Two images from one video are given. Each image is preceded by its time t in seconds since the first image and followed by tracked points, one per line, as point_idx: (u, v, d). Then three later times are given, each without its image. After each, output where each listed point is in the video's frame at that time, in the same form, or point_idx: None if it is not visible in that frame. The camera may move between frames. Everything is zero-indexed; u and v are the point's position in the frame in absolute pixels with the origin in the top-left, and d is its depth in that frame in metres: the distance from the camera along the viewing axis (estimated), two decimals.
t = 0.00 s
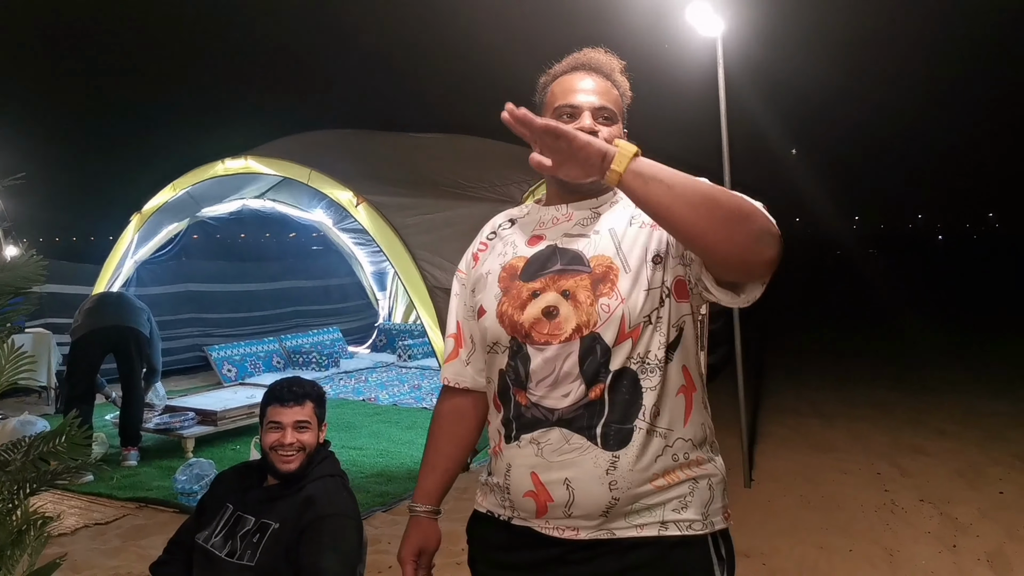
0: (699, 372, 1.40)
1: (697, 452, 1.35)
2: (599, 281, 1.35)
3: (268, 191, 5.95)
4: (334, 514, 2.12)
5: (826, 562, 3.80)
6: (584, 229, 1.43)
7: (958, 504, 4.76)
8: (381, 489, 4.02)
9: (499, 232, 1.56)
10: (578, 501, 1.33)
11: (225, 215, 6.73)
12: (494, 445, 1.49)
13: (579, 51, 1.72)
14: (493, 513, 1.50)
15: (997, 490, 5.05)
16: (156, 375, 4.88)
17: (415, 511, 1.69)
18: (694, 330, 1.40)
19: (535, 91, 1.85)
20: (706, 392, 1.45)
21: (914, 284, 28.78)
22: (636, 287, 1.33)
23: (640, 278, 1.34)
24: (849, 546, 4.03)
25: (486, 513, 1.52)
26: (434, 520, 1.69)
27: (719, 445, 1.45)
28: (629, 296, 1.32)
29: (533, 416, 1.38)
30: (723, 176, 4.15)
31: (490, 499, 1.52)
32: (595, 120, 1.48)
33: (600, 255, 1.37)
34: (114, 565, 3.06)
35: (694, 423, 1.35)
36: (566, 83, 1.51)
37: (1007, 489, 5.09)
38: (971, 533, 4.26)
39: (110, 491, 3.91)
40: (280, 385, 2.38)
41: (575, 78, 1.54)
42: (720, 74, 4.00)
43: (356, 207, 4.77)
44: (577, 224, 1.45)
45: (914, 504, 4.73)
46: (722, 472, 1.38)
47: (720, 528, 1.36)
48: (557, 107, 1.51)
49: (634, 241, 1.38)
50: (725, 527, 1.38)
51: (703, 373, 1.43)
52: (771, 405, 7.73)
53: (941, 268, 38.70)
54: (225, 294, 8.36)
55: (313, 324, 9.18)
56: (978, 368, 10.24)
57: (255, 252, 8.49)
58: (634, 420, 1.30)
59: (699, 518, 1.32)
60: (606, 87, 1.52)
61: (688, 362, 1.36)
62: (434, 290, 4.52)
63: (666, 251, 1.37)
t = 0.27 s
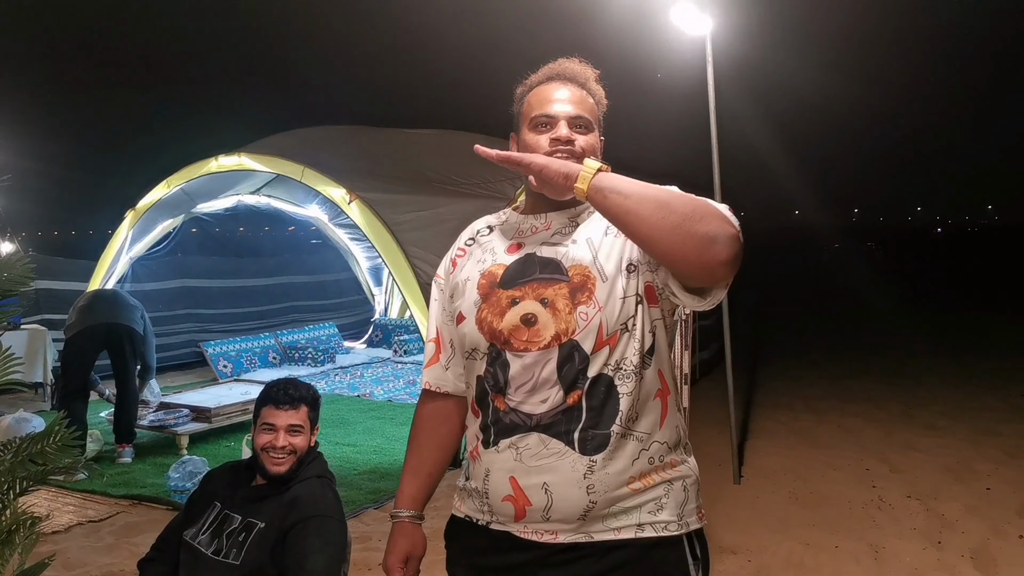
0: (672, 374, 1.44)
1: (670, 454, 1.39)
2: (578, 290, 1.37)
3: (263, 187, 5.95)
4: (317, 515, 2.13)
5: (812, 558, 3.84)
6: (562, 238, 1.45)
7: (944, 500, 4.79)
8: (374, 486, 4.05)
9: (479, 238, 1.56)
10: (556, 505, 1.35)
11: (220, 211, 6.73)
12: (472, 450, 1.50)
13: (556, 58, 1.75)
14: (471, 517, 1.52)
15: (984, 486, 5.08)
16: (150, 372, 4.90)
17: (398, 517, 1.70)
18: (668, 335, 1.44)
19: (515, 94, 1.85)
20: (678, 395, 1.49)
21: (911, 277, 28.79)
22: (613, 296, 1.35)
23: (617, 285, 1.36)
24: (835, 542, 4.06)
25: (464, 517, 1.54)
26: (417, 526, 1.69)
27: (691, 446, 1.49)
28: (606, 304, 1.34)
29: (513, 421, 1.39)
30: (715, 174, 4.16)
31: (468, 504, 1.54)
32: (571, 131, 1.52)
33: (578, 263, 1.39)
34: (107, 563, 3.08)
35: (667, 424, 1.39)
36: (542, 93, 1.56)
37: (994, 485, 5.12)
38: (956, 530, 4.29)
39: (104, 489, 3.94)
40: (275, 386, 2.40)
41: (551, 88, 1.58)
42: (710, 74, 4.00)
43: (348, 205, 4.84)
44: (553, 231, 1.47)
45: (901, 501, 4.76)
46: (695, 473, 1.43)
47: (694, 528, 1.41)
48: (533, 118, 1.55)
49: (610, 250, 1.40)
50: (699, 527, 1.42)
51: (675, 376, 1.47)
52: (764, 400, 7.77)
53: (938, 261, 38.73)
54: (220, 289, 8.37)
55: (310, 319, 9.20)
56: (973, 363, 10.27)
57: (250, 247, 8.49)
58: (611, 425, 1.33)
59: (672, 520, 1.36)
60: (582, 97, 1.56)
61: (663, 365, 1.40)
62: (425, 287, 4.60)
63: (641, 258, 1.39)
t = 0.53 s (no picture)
0: (663, 378, 1.47)
1: (662, 457, 1.41)
2: (569, 297, 1.40)
3: (272, 188, 6.01)
4: (320, 513, 2.16)
5: (811, 559, 3.84)
6: (555, 246, 1.48)
7: (947, 502, 4.77)
8: (380, 486, 4.09)
9: (476, 244, 1.60)
10: (547, 506, 1.38)
11: (229, 212, 6.80)
12: (467, 453, 1.54)
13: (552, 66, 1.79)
14: (466, 516, 1.55)
15: (988, 489, 5.05)
16: (160, 372, 4.96)
17: (400, 513, 1.76)
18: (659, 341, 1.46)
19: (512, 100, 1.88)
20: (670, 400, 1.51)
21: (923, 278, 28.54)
22: (603, 303, 1.38)
23: (607, 293, 1.39)
24: (835, 544, 4.06)
25: (461, 517, 1.57)
26: (417, 522, 1.75)
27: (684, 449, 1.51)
28: (597, 312, 1.38)
29: (505, 424, 1.43)
30: (717, 176, 4.17)
31: (464, 504, 1.57)
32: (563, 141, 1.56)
33: (570, 271, 1.42)
34: (116, 559, 3.14)
35: (658, 428, 1.41)
36: (535, 103, 1.60)
37: (998, 487, 5.09)
38: (958, 532, 4.27)
39: (114, 487, 3.99)
40: (286, 386, 2.42)
41: (545, 98, 1.62)
42: (712, 77, 4.00)
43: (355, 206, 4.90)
44: (546, 239, 1.50)
45: (903, 503, 4.75)
46: (686, 476, 1.45)
47: (684, 529, 1.43)
48: (527, 129, 1.60)
49: (601, 259, 1.43)
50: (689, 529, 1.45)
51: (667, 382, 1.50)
52: (770, 401, 7.75)
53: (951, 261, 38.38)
54: (231, 289, 8.44)
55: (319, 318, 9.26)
56: (983, 364, 10.18)
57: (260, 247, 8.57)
58: (601, 429, 1.36)
59: (662, 522, 1.38)
60: (575, 107, 1.60)
61: (653, 371, 1.43)
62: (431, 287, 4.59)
63: (631, 268, 1.42)
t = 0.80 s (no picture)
0: (679, 380, 1.46)
1: (674, 459, 1.41)
2: (572, 301, 1.40)
3: (302, 189, 6.09)
4: (344, 510, 2.18)
5: (836, 562, 3.76)
6: (561, 248, 1.49)
7: (979, 507, 4.63)
8: (406, 483, 4.12)
9: (491, 243, 1.64)
10: (555, 505, 1.41)
11: (260, 212, 6.92)
12: (484, 451, 1.59)
13: (573, 69, 1.79)
14: (484, 512, 1.60)
15: None
16: (193, 369, 5.07)
17: (421, 498, 1.84)
18: (674, 342, 1.46)
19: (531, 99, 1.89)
20: (688, 401, 1.51)
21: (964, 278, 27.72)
22: (605, 305, 1.38)
23: (610, 296, 1.39)
24: (863, 547, 3.97)
25: (482, 512, 1.62)
26: (437, 508, 1.83)
27: (702, 451, 1.50)
28: (599, 315, 1.37)
29: (515, 424, 1.47)
30: (744, 174, 4.11)
31: (485, 500, 1.61)
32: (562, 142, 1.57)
33: (574, 275, 1.42)
34: (149, 551, 3.21)
35: (671, 431, 1.41)
36: (542, 109, 1.63)
37: None
38: (990, 537, 4.14)
39: (148, 481, 4.09)
40: (317, 384, 2.46)
41: (551, 103, 1.64)
42: (738, 74, 3.94)
43: (383, 207, 4.91)
44: (554, 241, 1.51)
45: (933, 506, 4.62)
46: (701, 478, 1.44)
47: (697, 533, 1.42)
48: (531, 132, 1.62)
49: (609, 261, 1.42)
50: (703, 532, 1.44)
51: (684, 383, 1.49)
52: (801, 403, 7.60)
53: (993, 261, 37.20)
54: (263, 289, 8.58)
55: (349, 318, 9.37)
56: None
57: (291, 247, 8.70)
58: (607, 430, 1.37)
59: (673, 524, 1.39)
60: (579, 109, 1.60)
61: (664, 372, 1.43)
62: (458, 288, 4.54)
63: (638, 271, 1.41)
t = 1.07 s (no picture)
0: (679, 386, 1.47)
1: (670, 466, 1.42)
2: (567, 301, 1.44)
3: (320, 189, 6.13)
4: (355, 509, 2.19)
5: (851, 566, 3.70)
6: (560, 249, 1.53)
7: (998, 511, 4.53)
8: (420, 483, 4.12)
9: (499, 246, 1.71)
10: (546, 508, 1.44)
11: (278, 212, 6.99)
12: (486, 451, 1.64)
13: (584, 75, 1.79)
14: (487, 513, 1.64)
15: None
16: (212, 368, 5.14)
17: (443, 496, 1.87)
18: (677, 349, 1.45)
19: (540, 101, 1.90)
20: (689, 409, 1.52)
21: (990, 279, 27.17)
22: (602, 307, 1.41)
23: (607, 298, 1.41)
24: (878, 551, 3.91)
25: (484, 514, 1.65)
26: (458, 506, 1.86)
27: (703, 458, 1.51)
28: (594, 314, 1.40)
29: (511, 425, 1.51)
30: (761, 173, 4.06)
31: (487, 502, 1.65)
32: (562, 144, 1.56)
33: (570, 276, 1.46)
34: (166, 548, 3.26)
35: (666, 437, 1.42)
36: (547, 112, 1.63)
37: None
38: (1009, 542, 4.06)
39: (167, 479, 4.16)
40: (328, 382, 2.48)
41: (555, 106, 1.64)
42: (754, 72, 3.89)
43: (399, 208, 4.94)
44: (555, 243, 1.55)
45: (951, 510, 4.53)
46: (699, 485, 1.45)
47: (694, 540, 1.44)
48: (533, 135, 1.63)
49: (607, 264, 1.44)
50: (699, 540, 1.45)
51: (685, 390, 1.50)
52: (819, 405, 7.51)
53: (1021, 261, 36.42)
54: (283, 288, 8.65)
55: (367, 317, 9.42)
56: None
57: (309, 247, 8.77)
58: (598, 433, 1.39)
59: (666, 531, 1.40)
60: (581, 113, 1.59)
61: (664, 379, 1.43)
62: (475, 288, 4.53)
63: (637, 274, 1.42)
